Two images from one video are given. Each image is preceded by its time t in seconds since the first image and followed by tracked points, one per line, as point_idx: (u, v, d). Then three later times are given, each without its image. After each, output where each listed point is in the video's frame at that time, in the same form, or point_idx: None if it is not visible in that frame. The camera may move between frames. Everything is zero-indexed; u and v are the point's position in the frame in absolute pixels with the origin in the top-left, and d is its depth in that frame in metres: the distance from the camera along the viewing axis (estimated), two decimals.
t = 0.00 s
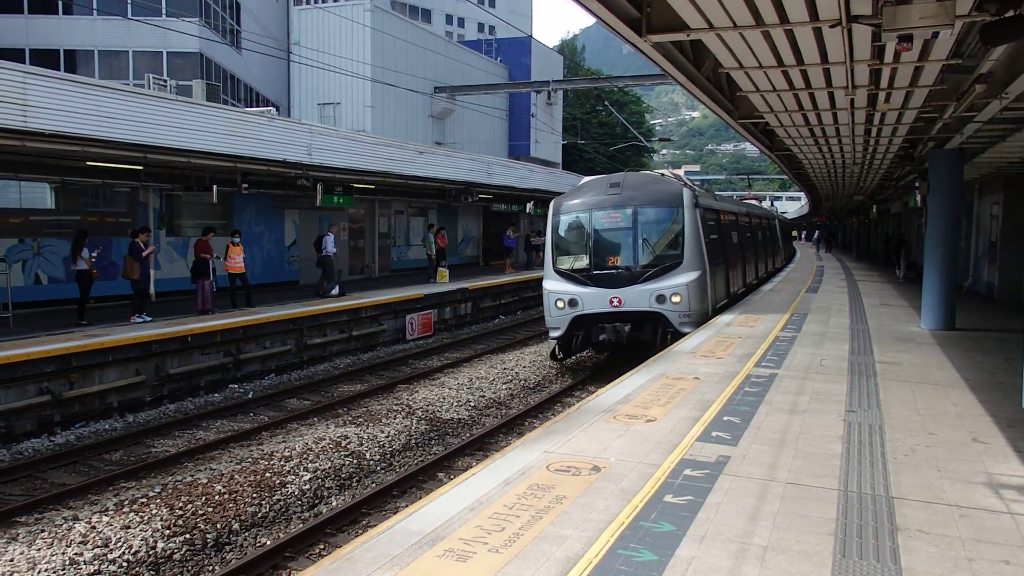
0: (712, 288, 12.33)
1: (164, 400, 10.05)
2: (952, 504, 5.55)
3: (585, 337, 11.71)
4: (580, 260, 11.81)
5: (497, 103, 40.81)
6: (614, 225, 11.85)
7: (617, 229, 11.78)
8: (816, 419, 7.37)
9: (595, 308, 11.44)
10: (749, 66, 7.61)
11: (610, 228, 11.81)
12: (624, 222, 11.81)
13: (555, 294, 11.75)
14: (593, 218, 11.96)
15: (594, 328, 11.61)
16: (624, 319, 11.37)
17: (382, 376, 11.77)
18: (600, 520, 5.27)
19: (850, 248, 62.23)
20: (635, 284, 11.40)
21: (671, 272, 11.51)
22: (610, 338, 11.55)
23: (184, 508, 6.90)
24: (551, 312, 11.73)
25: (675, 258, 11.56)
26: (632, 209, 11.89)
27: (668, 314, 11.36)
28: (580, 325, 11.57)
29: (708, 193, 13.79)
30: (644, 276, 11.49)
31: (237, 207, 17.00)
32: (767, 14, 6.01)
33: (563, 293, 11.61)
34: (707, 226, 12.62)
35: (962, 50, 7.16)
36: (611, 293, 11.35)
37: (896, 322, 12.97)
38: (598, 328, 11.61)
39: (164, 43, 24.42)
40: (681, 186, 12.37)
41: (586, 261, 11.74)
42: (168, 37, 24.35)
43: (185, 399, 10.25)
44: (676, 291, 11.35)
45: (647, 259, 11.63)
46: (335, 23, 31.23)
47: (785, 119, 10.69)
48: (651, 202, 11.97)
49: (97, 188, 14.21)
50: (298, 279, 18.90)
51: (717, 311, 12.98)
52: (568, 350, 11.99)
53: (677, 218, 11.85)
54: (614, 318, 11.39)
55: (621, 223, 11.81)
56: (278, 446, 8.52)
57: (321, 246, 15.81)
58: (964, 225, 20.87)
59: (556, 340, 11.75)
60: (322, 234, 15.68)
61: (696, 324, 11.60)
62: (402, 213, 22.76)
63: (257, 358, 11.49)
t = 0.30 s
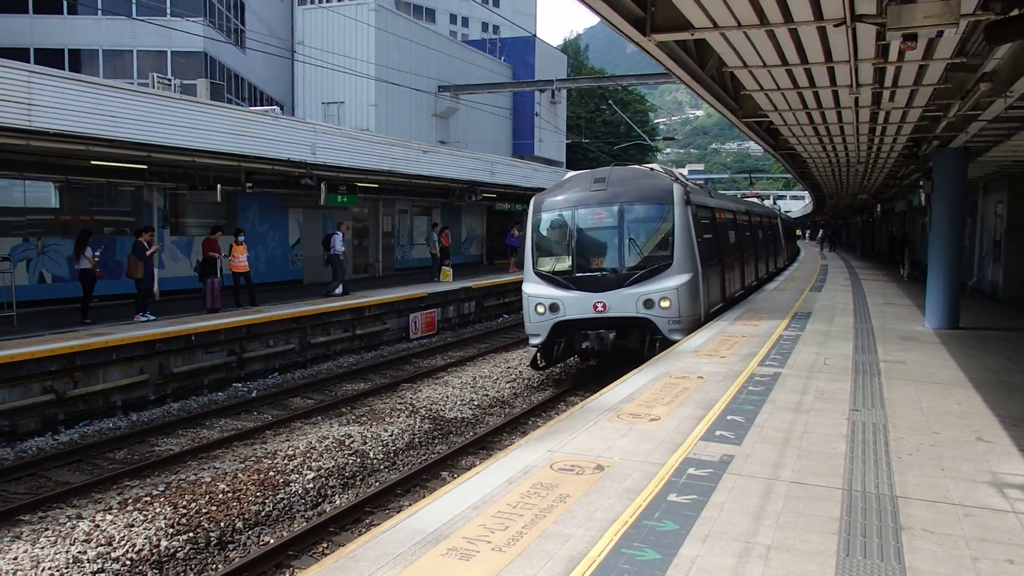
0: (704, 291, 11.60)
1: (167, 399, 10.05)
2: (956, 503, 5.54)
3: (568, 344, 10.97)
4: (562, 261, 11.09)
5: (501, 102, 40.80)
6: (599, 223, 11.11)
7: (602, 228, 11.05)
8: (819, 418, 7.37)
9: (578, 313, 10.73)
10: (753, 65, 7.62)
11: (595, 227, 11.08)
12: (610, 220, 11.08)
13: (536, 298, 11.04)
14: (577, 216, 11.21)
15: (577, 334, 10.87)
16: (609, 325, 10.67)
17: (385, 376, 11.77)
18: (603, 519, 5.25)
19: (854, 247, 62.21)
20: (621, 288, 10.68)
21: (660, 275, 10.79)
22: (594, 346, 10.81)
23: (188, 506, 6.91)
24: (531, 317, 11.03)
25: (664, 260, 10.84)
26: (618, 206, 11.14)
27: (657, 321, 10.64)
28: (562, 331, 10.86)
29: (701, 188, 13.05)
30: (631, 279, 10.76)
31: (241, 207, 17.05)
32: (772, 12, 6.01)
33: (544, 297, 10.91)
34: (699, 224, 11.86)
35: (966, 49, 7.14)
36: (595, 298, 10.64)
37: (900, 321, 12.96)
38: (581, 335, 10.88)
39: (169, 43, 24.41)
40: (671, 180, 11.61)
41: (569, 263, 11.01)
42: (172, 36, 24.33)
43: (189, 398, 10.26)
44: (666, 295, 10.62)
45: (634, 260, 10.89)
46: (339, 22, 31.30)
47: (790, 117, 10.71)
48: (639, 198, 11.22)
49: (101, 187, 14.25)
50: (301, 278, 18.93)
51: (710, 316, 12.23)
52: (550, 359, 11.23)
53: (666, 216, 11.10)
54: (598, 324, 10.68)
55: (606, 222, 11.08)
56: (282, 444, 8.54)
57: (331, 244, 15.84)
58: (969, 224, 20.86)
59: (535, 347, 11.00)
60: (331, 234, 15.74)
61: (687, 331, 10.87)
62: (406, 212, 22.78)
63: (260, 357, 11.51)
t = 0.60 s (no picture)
0: (696, 295, 10.80)
1: (171, 398, 10.07)
2: (960, 503, 5.54)
3: (548, 353, 10.17)
4: (542, 263, 10.31)
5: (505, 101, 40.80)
6: (582, 222, 10.32)
7: (585, 228, 10.26)
8: (823, 418, 7.37)
9: (558, 320, 9.96)
10: (758, 64, 7.63)
11: (577, 226, 10.29)
12: (592, 219, 10.29)
13: (514, 303, 10.30)
14: (559, 214, 10.43)
15: (557, 342, 10.09)
16: (591, 332, 9.91)
17: (389, 375, 11.78)
18: (607, 519, 5.23)
19: (857, 246, 62.11)
20: (603, 293, 9.88)
21: (647, 279, 9.98)
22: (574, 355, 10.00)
23: (191, 505, 6.91)
24: (508, 323, 10.27)
25: (652, 262, 10.02)
26: (601, 204, 10.33)
27: (643, 328, 9.83)
28: (540, 338, 10.09)
29: (695, 185, 12.29)
30: (615, 283, 9.95)
31: (245, 206, 17.09)
32: (776, 11, 6.01)
33: (521, 303, 10.16)
34: (690, 223, 11.03)
35: (971, 47, 7.14)
36: (576, 304, 9.87)
37: (904, 320, 12.94)
38: (561, 343, 10.08)
39: (173, 42, 24.45)
40: (660, 175, 10.77)
41: (548, 266, 10.23)
42: (176, 36, 24.38)
43: (192, 397, 10.27)
44: (652, 300, 9.80)
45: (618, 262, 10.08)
46: (343, 21, 31.32)
47: (793, 116, 10.71)
48: (624, 194, 10.40)
49: (106, 186, 14.27)
50: (305, 277, 18.96)
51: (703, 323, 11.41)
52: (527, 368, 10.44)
53: (655, 214, 10.27)
54: (579, 331, 9.91)
55: (590, 221, 10.29)
56: (285, 443, 8.56)
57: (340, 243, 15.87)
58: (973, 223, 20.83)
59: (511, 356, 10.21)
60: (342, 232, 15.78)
61: (675, 339, 10.07)
62: (409, 212, 22.79)
63: (264, 356, 11.52)
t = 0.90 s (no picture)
0: (684, 300, 10.07)
1: (174, 398, 10.07)
2: (963, 502, 5.54)
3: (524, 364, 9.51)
4: (516, 267, 9.56)
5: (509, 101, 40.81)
6: (560, 221, 9.55)
7: (563, 227, 9.50)
8: (827, 417, 7.37)
9: (533, 328, 9.27)
10: (761, 63, 7.64)
11: (554, 226, 9.53)
12: (571, 217, 9.52)
13: (486, 310, 9.60)
14: (534, 213, 9.65)
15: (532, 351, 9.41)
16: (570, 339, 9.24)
17: (391, 375, 11.77)
18: (610, 518, 5.23)
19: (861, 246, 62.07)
20: (582, 298, 9.19)
21: (630, 283, 9.28)
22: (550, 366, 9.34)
23: (194, 505, 6.92)
24: (480, 332, 9.59)
25: (635, 265, 9.30)
26: (580, 201, 9.55)
27: (626, 336, 9.15)
28: (515, 347, 9.42)
29: (687, 181, 11.57)
30: (595, 287, 9.25)
31: (249, 206, 17.12)
32: (780, 11, 6.02)
33: (494, 310, 9.47)
34: (679, 222, 10.28)
35: (975, 47, 7.15)
36: (553, 310, 9.18)
37: (908, 320, 12.93)
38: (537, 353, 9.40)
39: (177, 42, 24.46)
40: (645, 169, 9.97)
41: (523, 269, 9.49)
42: (180, 36, 24.40)
43: (196, 397, 10.28)
44: (635, 307, 9.13)
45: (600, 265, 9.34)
46: (346, 22, 31.36)
47: (797, 116, 10.72)
48: (605, 191, 9.62)
49: (109, 186, 14.29)
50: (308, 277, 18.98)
51: (692, 330, 10.72)
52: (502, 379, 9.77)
53: (640, 212, 9.52)
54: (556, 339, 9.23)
55: (568, 219, 9.52)
56: (288, 443, 8.56)
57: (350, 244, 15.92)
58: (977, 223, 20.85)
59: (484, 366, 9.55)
60: (351, 232, 15.90)
61: (661, 349, 9.38)
62: (413, 212, 22.81)
63: (268, 356, 11.54)
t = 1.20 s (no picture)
0: (668, 308, 9.34)
1: (176, 398, 10.08)
2: (964, 502, 5.54)
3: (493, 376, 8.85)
4: (485, 271, 8.89)
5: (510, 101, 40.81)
6: (531, 221, 8.86)
7: (535, 228, 8.81)
8: (829, 417, 7.38)
9: (503, 337, 8.59)
10: (762, 63, 7.65)
11: (526, 226, 8.85)
12: (543, 216, 8.83)
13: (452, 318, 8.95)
14: (504, 212, 8.98)
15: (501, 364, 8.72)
16: (541, 351, 8.55)
17: (393, 375, 11.77)
18: (611, 518, 5.22)
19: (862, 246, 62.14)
20: (555, 306, 8.49)
21: (609, 289, 8.55)
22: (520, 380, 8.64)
23: (196, 505, 6.92)
24: (445, 342, 8.93)
25: (614, 268, 8.59)
26: (555, 199, 8.87)
27: (604, 348, 8.43)
28: (482, 358, 8.75)
29: (673, 178, 10.91)
30: (569, 294, 8.52)
31: (251, 207, 17.13)
32: (782, 11, 6.02)
33: (460, 318, 8.81)
34: (663, 221, 9.59)
35: (977, 47, 7.16)
36: (522, 319, 8.49)
37: (910, 320, 12.92)
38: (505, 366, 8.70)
39: (178, 42, 24.44)
40: (626, 164, 9.26)
41: (492, 274, 8.81)
42: (181, 36, 24.38)
43: (198, 397, 10.28)
44: (614, 315, 8.39)
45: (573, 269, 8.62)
46: (348, 22, 31.38)
47: (798, 116, 10.74)
48: (582, 187, 8.93)
49: (110, 186, 14.29)
50: (310, 277, 18.98)
51: (677, 340, 9.99)
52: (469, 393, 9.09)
53: (618, 210, 8.82)
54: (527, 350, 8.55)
55: (540, 220, 8.83)
56: (289, 443, 8.57)
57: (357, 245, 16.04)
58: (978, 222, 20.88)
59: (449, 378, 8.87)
60: (359, 231, 15.83)
61: (642, 362, 8.65)
62: (414, 212, 22.81)
63: (269, 356, 11.54)
